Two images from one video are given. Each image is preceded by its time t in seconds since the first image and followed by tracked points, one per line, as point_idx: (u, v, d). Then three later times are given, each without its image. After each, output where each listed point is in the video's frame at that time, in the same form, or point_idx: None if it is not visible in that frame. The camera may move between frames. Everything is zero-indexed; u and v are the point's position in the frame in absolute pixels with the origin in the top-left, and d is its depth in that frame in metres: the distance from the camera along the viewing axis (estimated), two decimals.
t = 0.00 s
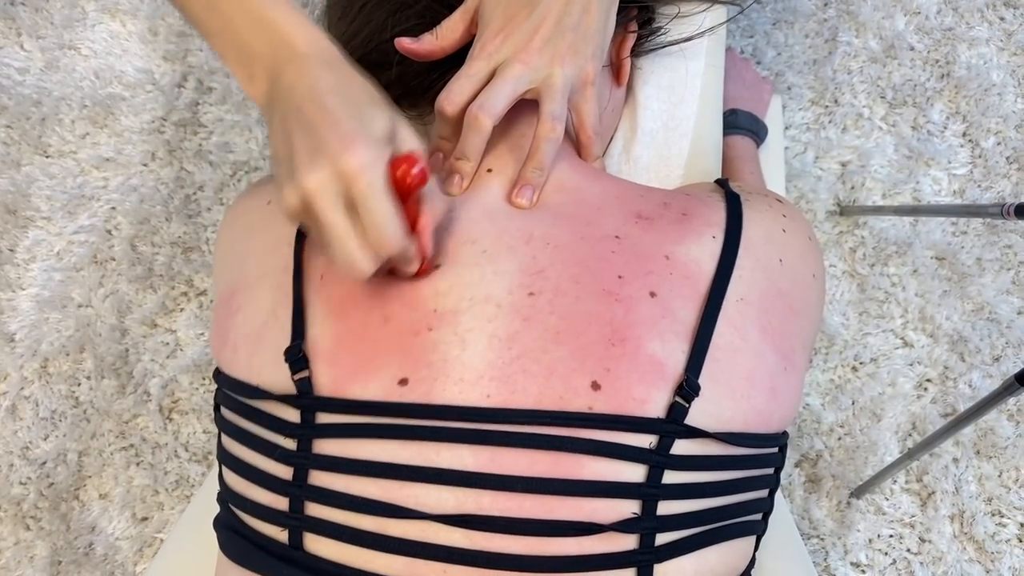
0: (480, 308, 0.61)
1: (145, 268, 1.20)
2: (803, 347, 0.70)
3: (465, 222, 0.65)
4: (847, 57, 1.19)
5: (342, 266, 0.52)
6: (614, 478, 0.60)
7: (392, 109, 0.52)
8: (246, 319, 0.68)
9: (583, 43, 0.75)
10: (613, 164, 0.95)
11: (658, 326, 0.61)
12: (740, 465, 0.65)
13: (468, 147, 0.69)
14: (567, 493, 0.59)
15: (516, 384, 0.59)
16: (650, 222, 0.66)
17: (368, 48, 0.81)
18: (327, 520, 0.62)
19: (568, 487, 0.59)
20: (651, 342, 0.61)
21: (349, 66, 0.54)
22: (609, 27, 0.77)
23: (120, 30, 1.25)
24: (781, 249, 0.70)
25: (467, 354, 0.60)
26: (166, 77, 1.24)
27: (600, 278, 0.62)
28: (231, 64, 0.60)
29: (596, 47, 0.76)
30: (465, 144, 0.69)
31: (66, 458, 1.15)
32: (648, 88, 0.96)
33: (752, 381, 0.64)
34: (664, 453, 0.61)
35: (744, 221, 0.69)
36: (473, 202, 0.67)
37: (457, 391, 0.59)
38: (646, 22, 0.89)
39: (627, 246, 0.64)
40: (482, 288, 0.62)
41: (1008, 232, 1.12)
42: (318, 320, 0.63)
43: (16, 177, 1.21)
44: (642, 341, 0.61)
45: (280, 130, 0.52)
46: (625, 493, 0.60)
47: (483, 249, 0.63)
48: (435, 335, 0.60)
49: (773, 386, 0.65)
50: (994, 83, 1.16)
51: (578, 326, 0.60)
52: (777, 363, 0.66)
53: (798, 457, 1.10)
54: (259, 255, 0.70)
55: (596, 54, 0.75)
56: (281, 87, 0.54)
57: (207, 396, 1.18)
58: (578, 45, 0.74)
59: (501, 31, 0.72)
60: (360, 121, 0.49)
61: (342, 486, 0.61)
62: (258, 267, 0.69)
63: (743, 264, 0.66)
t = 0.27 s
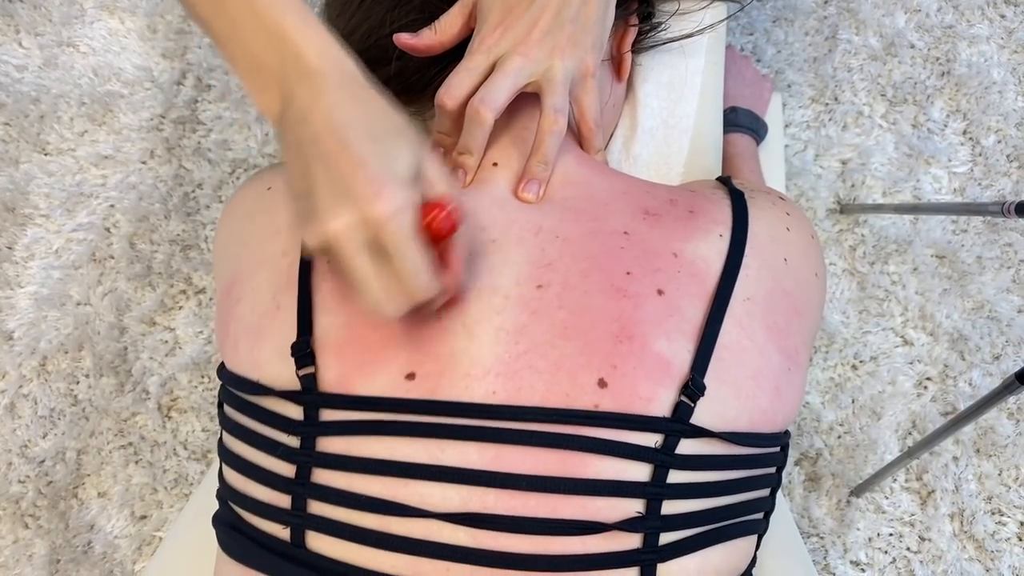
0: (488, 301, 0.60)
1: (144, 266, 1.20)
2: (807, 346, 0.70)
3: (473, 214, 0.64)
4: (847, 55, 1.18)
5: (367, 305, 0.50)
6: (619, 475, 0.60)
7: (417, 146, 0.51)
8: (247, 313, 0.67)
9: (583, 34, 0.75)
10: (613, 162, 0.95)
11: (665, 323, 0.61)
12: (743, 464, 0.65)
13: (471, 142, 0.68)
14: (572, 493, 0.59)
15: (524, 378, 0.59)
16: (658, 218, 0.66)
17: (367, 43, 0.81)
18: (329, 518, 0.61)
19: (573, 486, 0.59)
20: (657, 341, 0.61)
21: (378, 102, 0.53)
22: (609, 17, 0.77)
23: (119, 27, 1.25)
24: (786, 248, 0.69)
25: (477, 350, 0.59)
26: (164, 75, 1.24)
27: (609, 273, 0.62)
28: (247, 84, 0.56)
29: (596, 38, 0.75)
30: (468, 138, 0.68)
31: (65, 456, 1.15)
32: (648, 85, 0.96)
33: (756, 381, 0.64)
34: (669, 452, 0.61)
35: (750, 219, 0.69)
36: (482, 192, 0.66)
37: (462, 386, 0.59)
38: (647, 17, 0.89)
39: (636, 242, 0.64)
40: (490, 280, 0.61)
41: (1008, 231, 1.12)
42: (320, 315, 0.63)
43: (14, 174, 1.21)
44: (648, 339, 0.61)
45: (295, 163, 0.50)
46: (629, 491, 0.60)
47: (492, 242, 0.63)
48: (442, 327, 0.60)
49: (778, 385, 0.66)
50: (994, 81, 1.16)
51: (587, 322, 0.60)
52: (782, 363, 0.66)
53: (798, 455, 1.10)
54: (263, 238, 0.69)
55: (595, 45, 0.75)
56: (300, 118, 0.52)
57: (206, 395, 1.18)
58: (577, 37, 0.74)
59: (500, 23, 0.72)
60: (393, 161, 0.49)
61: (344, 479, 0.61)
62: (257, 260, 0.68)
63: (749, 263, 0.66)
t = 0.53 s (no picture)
0: (464, 323, 0.61)
1: (146, 264, 1.20)
2: (804, 344, 0.70)
3: (459, 230, 0.65)
4: (849, 54, 1.18)
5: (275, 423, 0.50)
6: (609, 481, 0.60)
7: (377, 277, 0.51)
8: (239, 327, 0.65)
9: (584, 37, 0.74)
10: (615, 160, 0.95)
11: (650, 331, 0.61)
12: (737, 467, 0.65)
13: (468, 144, 0.68)
14: (562, 502, 0.59)
15: (503, 400, 0.59)
16: (648, 224, 0.66)
17: (368, 43, 0.82)
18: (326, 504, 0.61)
19: (563, 496, 0.59)
20: (640, 348, 0.61)
21: (353, 215, 0.52)
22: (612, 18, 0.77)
23: (121, 25, 1.25)
24: (781, 246, 0.69)
25: (454, 372, 0.60)
26: (167, 73, 1.24)
27: (589, 286, 0.62)
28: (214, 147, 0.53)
29: (597, 42, 0.75)
30: (465, 140, 0.68)
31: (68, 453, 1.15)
32: (651, 84, 0.96)
33: (747, 382, 0.64)
34: (659, 457, 0.60)
35: (744, 218, 0.69)
36: (470, 203, 0.67)
37: (441, 414, 0.59)
38: (649, 18, 0.89)
39: (621, 251, 0.64)
40: (469, 300, 0.62)
41: (1009, 229, 1.12)
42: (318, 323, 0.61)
43: (17, 172, 1.21)
44: (630, 347, 0.61)
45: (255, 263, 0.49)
46: (622, 497, 0.60)
47: (476, 256, 0.64)
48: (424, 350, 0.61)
49: (771, 384, 0.65)
50: (996, 80, 1.16)
51: (566, 335, 0.61)
52: (776, 361, 0.66)
53: (800, 453, 1.10)
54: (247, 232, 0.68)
55: (597, 48, 0.75)
56: (269, 217, 0.50)
57: (208, 392, 1.18)
58: (579, 40, 0.74)
59: (502, 26, 0.72)
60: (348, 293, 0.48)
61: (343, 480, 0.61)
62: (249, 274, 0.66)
63: (741, 263, 0.66)
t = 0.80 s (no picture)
0: (480, 318, 0.61)
1: (149, 262, 1.20)
2: (810, 340, 0.70)
3: (470, 225, 0.65)
4: (851, 53, 1.19)
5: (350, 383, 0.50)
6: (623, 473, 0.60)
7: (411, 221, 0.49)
8: (256, 316, 0.67)
9: (591, 34, 0.75)
10: (618, 158, 0.95)
11: (661, 327, 0.62)
12: (747, 461, 0.65)
13: (477, 140, 0.68)
14: (574, 493, 0.59)
15: (522, 391, 0.59)
16: (657, 220, 0.66)
17: (374, 41, 0.82)
18: (339, 519, 0.62)
19: (575, 487, 0.59)
20: (652, 343, 0.61)
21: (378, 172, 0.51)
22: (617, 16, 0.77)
23: (124, 24, 1.25)
24: (787, 244, 0.70)
25: (472, 363, 0.60)
26: (169, 71, 1.25)
27: (599, 282, 0.62)
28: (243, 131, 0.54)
29: (604, 38, 0.76)
30: (473, 135, 0.68)
31: (71, 451, 1.15)
32: (655, 82, 0.96)
33: (758, 379, 0.64)
34: (672, 451, 0.61)
35: (751, 215, 0.69)
36: (478, 199, 0.67)
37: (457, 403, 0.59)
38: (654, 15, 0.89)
39: (631, 247, 0.64)
40: (481, 295, 0.62)
41: (1010, 228, 1.13)
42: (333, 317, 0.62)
43: (20, 170, 1.22)
44: (642, 341, 0.61)
45: (298, 232, 0.49)
46: (633, 490, 0.60)
47: (487, 252, 0.64)
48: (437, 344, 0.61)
49: (778, 381, 0.66)
50: (997, 79, 1.16)
51: (579, 331, 0.61)
52: (783, 357, 0.66)
53: (801, 451, 1.10)
54: (267, 247, 0.69)
55: (604, 45, 0.76)
56: (299, 184, 0.50)
57: (210, 390, 1.18)
58: (586, 38, 0.75)
59: (509, 23, 0.72)
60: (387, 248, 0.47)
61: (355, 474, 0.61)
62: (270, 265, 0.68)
63: (749, 261, 0.67)
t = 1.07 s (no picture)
0: (499, 294, 0.61)
1: (149, 261, 1.21)
2: (814, 340, 0.70)
3: (483, 211, 0.65)
4: (851, 52, 1.19)
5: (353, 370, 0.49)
6: (630, 466, 0.60)
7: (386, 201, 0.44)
8: (259, 305, 0.66)
9: (592, 31, 0.75)
10: (620, 156, 0.95)
11: (674, 317, 0.62)
12: (752, 456, 0.65)
13: (482, 135, 0.68)
14: (585, 484, 0.59)
15: (535, 372, 0.59)
16: (667, 214, 0.66)
17: (375, 38, 0.82)
18: (347, 507, 0.61)
19: (585, 478, 0.59)
20: (665, 333, 0.61)
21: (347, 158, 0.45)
22: (618, 14, 0.78)
23: (124, 22, 1.27)
24: (793, 243, 0.70)
25: (484, 342, 0.60)
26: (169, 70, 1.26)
27: (617, 269, 0.63)
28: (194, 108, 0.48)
29: (605, 35, 0.76)
30: (478, 130, 0.68)
31: (71, 449, 1.16)
32: (656, 81, 0.96)
33: (764, 375, 0.64)
34: (678, 445, 0.61)
35: (757, 213, 0.70)
36: (491, 188, 0.67)
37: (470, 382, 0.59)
38: (655, 14, 0.90)
39: (643, 238, 0.64)
40: (500, 272, 0.62)
41: (1010, 228, 1.13)
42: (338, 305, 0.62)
43: (20, 169, 1.23)
44: (655, 332, 0.61)
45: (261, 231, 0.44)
46: (640, 483, 0.60)
47: (500, 234, 0.63)
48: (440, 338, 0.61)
49: (785, 378, 0.66)
50: (997, 79, 1.16)
51: (596, 315, 0.61)
52: (789, 356, 0.66)
53: (801, 451, 1.10)
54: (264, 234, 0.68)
55: (605, 43, 0.76)
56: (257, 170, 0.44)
57: (211, 388, 1.18)
58: (588, 35, 0.75)
59: (511, 21, 0.73)
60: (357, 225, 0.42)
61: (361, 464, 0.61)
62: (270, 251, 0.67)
63: (757, 258, 0.67)
